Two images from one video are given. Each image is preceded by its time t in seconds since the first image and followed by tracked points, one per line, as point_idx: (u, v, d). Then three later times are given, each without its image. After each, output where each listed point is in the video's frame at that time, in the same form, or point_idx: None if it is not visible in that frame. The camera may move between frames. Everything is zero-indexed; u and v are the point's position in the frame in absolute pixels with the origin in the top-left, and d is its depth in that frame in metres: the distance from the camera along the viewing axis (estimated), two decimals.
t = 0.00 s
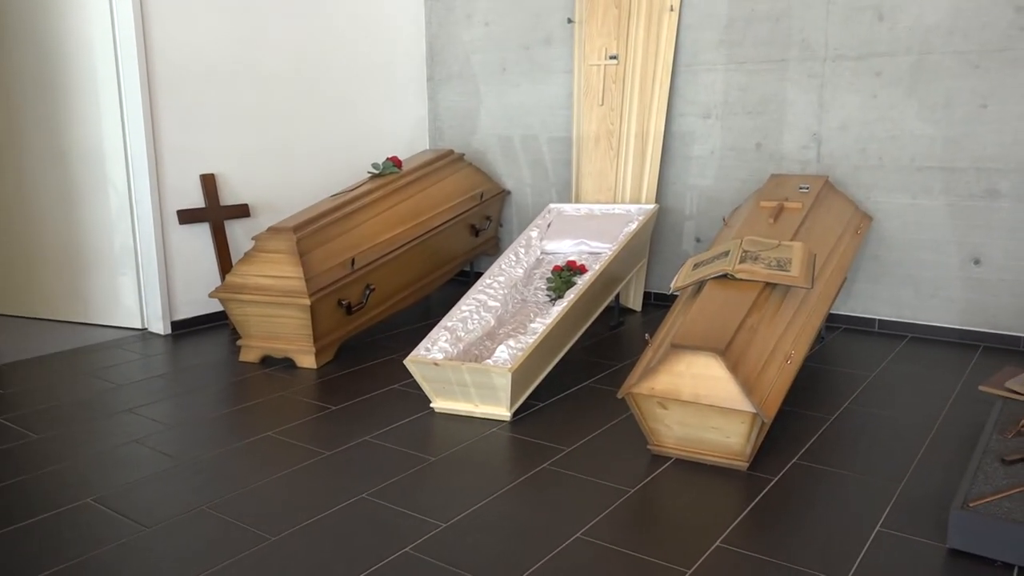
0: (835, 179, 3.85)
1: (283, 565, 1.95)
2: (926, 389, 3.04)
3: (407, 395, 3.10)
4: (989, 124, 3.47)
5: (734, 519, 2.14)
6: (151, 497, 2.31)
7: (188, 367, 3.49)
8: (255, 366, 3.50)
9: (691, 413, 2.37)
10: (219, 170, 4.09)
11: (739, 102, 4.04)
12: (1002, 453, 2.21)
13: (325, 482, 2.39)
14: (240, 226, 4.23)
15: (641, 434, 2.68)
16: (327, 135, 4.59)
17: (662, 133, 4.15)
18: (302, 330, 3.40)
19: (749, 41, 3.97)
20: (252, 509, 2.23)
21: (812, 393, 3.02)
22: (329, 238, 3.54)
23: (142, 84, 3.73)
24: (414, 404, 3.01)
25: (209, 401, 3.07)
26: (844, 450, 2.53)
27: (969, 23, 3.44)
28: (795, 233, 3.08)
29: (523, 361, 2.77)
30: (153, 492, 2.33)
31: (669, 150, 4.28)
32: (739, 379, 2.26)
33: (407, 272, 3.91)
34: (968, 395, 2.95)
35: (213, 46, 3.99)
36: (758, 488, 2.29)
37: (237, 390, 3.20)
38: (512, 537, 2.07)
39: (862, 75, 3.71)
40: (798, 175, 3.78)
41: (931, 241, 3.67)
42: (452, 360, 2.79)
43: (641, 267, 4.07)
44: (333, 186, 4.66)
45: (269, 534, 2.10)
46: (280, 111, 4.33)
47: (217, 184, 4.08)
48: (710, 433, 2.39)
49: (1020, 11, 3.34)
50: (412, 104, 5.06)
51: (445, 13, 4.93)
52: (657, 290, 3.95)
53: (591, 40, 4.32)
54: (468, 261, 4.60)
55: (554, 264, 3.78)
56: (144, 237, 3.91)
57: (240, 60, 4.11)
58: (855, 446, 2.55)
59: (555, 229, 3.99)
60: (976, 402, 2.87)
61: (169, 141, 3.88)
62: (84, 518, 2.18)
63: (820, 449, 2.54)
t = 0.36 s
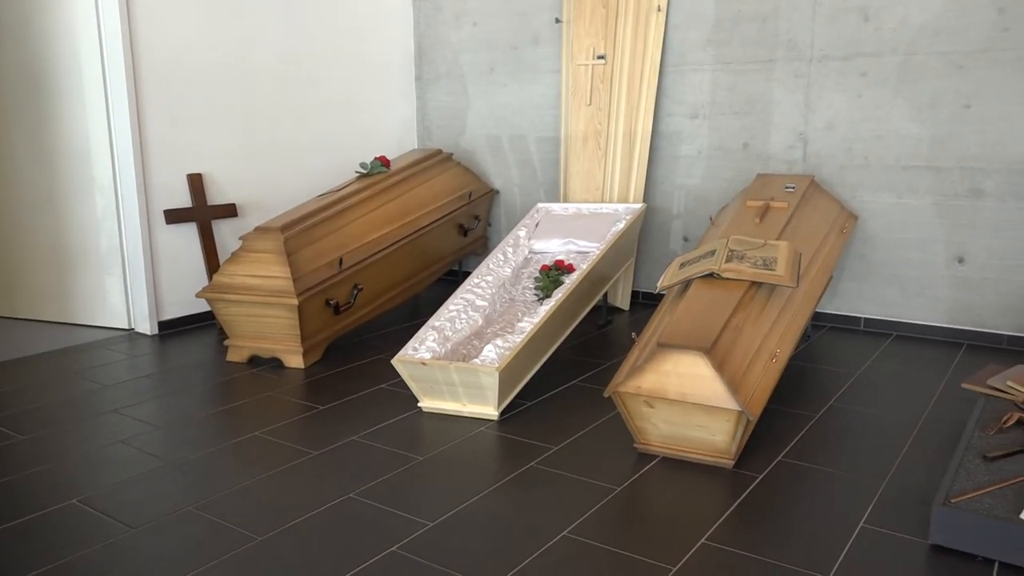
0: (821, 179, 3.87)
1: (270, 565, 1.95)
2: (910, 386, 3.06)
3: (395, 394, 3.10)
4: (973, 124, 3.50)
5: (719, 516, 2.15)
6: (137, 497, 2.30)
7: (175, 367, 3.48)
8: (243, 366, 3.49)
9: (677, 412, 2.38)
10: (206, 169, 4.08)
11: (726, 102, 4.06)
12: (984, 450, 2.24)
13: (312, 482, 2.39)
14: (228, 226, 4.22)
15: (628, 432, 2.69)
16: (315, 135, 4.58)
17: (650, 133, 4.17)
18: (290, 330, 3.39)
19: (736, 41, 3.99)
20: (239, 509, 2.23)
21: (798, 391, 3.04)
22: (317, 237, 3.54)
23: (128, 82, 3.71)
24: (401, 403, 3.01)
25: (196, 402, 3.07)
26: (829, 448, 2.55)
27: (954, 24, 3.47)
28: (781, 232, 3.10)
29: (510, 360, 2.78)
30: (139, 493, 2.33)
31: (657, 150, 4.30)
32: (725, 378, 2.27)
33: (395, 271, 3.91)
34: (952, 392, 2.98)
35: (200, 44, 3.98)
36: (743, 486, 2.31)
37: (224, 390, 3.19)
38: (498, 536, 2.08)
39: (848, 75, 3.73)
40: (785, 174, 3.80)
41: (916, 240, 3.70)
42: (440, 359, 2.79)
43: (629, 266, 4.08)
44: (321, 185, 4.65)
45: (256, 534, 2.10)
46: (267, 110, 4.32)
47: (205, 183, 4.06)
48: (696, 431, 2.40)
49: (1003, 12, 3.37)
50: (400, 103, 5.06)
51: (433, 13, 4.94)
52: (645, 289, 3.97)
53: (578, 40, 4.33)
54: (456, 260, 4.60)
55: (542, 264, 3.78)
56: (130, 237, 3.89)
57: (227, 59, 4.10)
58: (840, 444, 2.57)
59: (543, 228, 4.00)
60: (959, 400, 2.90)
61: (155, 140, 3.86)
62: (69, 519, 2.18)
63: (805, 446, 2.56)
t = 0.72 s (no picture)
0: (800, 180, 3.91)
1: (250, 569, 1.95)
2: (888, 386, 3.10)
3: (377, 397, 3.10)
4: (949, 126, 3.54)
5: (700, 516, 2.17)
6: (116, 503, 2.28)
7: (154, 371, 3.46)
8: (223, 370, 3.48)
9: (658, 412, 2.39)
10: (185, 171, 4.05)
11: (706, 103, 4.09)
12: (959, 448, 2.27)
13: (294, 485, 2.38)
14: (208, 228, 4.19)
15: (609, 433, 2.70)
16: (296, 136, 4.57)
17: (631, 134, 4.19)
18: (271, 333, 3.38)
19: (715, 43, 4.01)
20: (219, 514, 2.22)
21: (778, 391, 3.07)
22: (298, 240, 3.53)
23: (106, 83, 3.68)
24: (383, 405, 3.00)
25: (176, 405, 3.04)
26: (808, 447, 2.57)
27: (929, 27, 3.52)
28: (760, 233, 3.13)
29: (492, 362, 2.78)
30: (118, 498, 2.31)
31: (638, 151, 4.32)
32: (705, 378, 2.28)
33: (377, 273, 3.91)
34: (928, 391, 3.02)
35: (179, 44, 3.95)
36: (724, 485, 2.32)
37: (204, 394, 3.17)
38: (480, 538, 2.08)
39: (826, 77, 3.77)
40: (764, 175, 3.83)
41: (893, 241, 3.74)
42: (421, 361, 2.79)
43: (611, 267, 4.10)
44: (301, 187, 4.64)
45: (236, 539, 2.09)
46: (248, 111, 4.30)
47: (184, 185, 4.04)
48: (676, 431, 2.42)
49: (978, 15, 3.41)
50: (382, 105, 5.05)
51: (415, 14, 4.94)
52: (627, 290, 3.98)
53: (559, 41, 4.34)
54: (439, 262, 4.60)
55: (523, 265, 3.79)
56: (109, 239, 3.86)
57: (206, 59, 4.08)
58: (819, 444, 2.60)
59: (525, 230, 4.01)
60: (936, 398, 2.94)
61: (134, 141, 3.83)
62: (46, 525, 2.16)
63: (784, 446, 2.58)
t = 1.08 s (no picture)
0: (778, 178, 3.94)
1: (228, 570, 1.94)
2: (865, 381, 3.13)
3: (357, 396, 3.09)
4: (924, 124, 3.58)
5: (678, 512, 2.18)
6: (92, 505, 2.26)
7: (132, 372, 3.43)
8: (202, 370, 3.45)
9: (636, 409, 2.40)
10: (162, 171, 4.02)
11: (685, 102, 4.11)
12: (933, 441, 2.30)
13: (273, 486, 2.37)
14: (186, 228, 4.16)
15: (589, 430, 2.71)
16: (275, 136, 4.55)
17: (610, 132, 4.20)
18: (251, 333, 3.36)
19: (693, 41, 4.03)
20: (197, 515, 2.20)
21: (756, 387, 3.09)
22: (277, 239, 3.51)
23: (81, 81, 3.64)
24: (363, 405, 3.00)
25: (154, 406, 3.02)
26: (786, 442, 2.59)
27: (903, 26, 3.56)
28: (738, 231, 3.15)
29: (472, 361, 2.78)
30: (94, 501, 2.29)
31: (618, 150, 4.34)
32: (682, 374, 2.29)
33: (357, 273, 3.90)
34: (904, 386, 3.05)
35: (155, 43, 3.92)
36: (702, 481, 2.34)
37: (183, 395, 3.15)
38: (459, 536, 2.08)
39: (802, 75, 3.80)
40: (742, 173, 3.86)
41: (870, 237, 3.78)
42: (401, 360, 2.78)
43: (591, 265, 4.11)
44: (281, 186, 4.62)
45: (214, 540, 2.08)
46: (226, 110, 4.27)
47: (161, 185, 4.00)
48: (654, 428, 2.43)
49: (951, 14, 3.46)
50: (361, 103, 5.04)
51: (395, 13, 4.93)
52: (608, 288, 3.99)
53: (539, 40, 4.35)
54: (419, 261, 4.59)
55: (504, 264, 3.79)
56: (85, 239, 3.82)
57: (183, 57, 4.05)
58: (796, 439, 2.62)
59: (505, 228, 4.01)
60: (911, 392, 2.97)
61: (110, 141, 3.79)
62: (21, 528, 2.13)
63: (762, 442, 2.60)
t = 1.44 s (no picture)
0: (751, 178, 3.97)
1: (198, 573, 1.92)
2: (837, 379, 3.16)
3: (331, 398, 3.08)
4: (893, 125, 3.63)
5: (651, 511, 2.19)
6: (61, 510, 2.24)
7: (103, 375, 3.39)
8: (175, 373, 3.42)
9: (609, 408, 2.41)
10: (134, 171, 3.98)
11: (659, 102, 4.13)
12: (902, 437, 2.33)
13: (244, 488, 2.36)
14: (159, 229, 4.12)
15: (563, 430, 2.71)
16: (251, 136, 4.53)
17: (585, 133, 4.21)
18: (224, 335, 3.34)
19: (667, 42, 4.06)
20: (168, 518, 2.18)
21: (730, 386, 3.11)
22: (250, 240, 3.49)
23: (50, 80, 3.60)
24: (337, 406, 2.98)
25: (125, 410, 2.99)
26: (758, 440, 2.61)
27: (873, 28, 3.60)
28: (712, 230, 3.16)
29: (447, 361, 2.78)
30: (63, 505, 2.26)
31: (593, 150, 4.35)
32: (655, 373, 2.31)
33: (333, 274, 3.88)
34: (875, 383, 3.09)
35: (126, 41, 3.88)
36: (675, 479, 2.35)
37: (154, 398, 3.12)
38: (432, 536, 2.08)
39: (775, 76, 3.84)
40: (716, 173, 3.89)
41: (842, 236, 3.82)
42: (374, 361, 2.78)
43: (568, 265, 4.12)
44: (255, 187, 4.59)
45: (185, 544, 2.06)
46: (199, 109, 4.24)
47: (133, 186, 3.96)
48: (628, 427, 2.44)
49: (920, 16, 3.50)
50: (336, 103, 5.02)
51: (370, 13, 4.91)
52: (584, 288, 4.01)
53: (514, 40, 4.36)
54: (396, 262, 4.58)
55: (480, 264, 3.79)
56: (55, 241, 3.77)
57: (155, 57, 4.01)
58: (768, 436, 2.64)
59: (481, 229, 4.01)
60: (882, 389, 3.01)
61: (80, 140, 3.75)
62: None
63: (735, 439, 2.62)
